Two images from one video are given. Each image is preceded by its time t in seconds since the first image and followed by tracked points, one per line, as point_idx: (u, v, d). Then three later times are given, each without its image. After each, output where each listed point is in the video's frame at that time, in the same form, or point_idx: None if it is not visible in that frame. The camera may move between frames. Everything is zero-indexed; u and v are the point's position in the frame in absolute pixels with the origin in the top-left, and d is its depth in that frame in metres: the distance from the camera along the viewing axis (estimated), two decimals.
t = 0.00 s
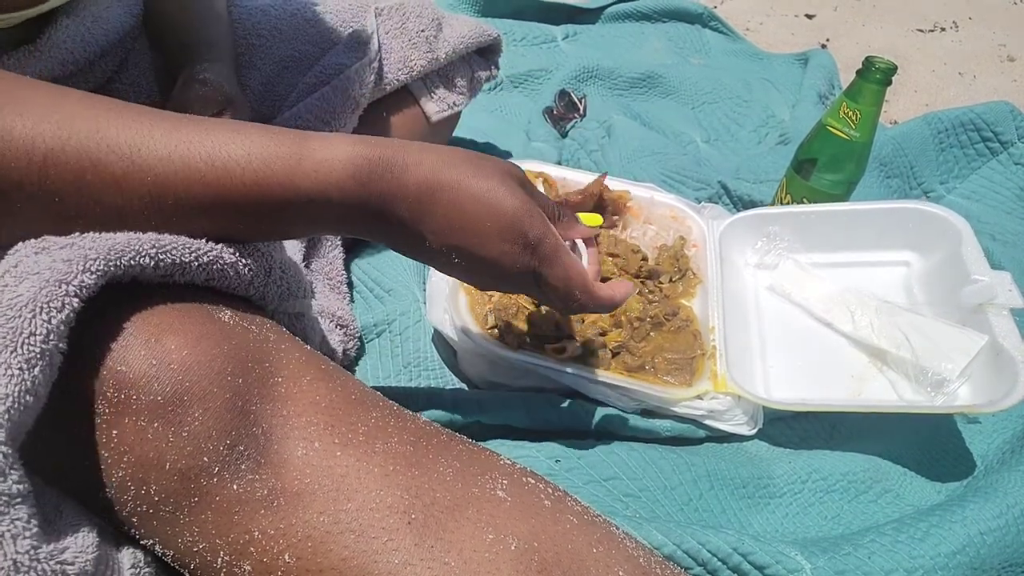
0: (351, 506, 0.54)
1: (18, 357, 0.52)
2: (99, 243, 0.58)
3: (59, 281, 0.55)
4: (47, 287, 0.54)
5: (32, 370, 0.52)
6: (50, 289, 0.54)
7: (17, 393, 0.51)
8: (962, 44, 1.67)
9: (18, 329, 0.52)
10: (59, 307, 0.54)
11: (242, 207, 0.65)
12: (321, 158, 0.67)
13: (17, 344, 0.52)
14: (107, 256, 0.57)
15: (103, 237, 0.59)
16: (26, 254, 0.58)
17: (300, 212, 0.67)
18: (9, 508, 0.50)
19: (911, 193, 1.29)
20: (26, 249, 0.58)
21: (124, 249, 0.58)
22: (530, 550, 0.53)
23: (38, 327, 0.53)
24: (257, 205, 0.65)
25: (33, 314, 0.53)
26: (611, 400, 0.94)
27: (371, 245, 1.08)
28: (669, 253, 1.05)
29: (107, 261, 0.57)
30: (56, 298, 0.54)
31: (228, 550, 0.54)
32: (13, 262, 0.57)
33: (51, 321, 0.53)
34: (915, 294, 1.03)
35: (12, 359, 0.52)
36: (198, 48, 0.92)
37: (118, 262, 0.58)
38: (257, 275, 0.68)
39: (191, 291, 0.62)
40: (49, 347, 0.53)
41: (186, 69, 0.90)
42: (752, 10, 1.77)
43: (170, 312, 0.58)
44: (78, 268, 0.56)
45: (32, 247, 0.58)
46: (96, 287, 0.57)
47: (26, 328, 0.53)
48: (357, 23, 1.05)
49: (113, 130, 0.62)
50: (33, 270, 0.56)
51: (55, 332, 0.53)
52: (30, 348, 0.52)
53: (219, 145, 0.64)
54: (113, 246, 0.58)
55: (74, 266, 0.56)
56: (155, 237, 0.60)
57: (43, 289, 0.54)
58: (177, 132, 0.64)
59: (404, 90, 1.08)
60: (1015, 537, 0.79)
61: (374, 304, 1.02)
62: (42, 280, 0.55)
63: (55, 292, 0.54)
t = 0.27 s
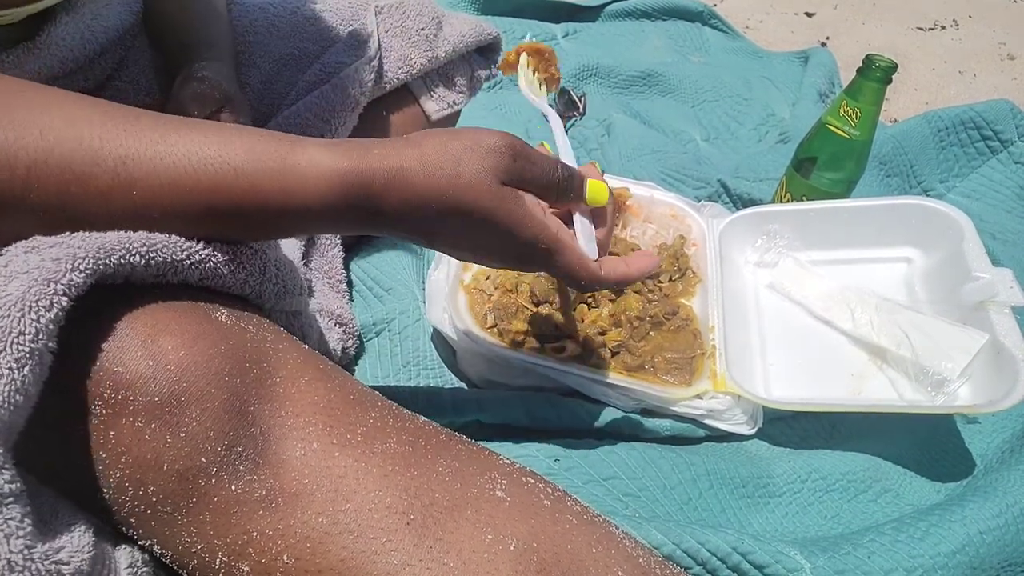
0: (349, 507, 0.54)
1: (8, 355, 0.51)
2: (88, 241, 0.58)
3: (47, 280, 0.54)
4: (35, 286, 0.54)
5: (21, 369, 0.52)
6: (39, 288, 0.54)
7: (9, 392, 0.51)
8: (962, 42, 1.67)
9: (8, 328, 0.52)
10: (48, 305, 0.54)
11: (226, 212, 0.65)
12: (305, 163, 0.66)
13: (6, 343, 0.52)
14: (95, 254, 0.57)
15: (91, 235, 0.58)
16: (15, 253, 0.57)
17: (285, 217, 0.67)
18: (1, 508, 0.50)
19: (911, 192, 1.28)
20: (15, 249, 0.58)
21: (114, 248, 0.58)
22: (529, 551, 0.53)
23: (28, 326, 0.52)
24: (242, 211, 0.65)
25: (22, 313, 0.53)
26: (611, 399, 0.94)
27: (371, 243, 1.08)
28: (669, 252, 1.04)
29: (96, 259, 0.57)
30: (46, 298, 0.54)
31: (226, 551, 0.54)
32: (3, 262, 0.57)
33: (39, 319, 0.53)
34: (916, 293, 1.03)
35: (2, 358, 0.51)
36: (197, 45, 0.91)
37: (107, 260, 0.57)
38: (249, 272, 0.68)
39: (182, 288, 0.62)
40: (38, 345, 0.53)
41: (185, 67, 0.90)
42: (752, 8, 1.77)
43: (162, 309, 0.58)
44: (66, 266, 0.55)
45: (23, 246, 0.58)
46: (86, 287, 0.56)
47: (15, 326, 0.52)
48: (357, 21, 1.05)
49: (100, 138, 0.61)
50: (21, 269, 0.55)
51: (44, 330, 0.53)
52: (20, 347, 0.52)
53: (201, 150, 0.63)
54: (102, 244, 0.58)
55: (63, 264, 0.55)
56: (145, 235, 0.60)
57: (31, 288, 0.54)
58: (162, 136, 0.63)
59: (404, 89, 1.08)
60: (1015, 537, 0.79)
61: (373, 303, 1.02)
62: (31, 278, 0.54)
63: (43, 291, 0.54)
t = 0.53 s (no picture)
0: (350, 505, 0.54)
1: (21, 365, 0.50)
2: (106, 248, 0.57)
3: (66, 291, 0.53)
4: (54, 296, 0.53)
5: (33, 379, 0.51)
6: (57, 298, 0.53)
7: (19, 402, 0.50)
8: (962, 43, 1.67)
9: (23, 337, 0.51)
10: (65, 317, 0.53)
11: (157, 135, 0.62)
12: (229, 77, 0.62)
13: (21, 353, 0.51)
14: (115, 264, 0.56)
15: (108, 240, 0.57)
16: (26, 252, 0.55)
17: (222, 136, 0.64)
18: (7, 515, 0.49)
19: (911, 192, 1.29)
20: (22, 245, 0.55)
21: (134, 258, 0.57)
22: (529, 549, 0.53)
23: (43, 336, 0.52)
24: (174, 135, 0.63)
25: (38, 323, 0.52)
26: (611, 399, 0.94)
27: (372, 244, 1.09)
28: (669, 252, 1.04)
29: (115, 269, 0.56)
30: (64, 309, 0.53)
31: (228, 549, 0.54)
32: (13, 261, 0.54)
33: (56, 331, 0.52)
34: (916, 293, 1.03)
35: (14, 367, 0.50)
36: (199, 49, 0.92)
37: (127, 270, 0.57)
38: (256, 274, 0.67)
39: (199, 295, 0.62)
40: (51, 357, 0.52)
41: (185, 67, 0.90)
42: (752, 10, 1.77)
43: (178, 316, 0.58)
44: (86, 277, 0.55)
45: (30, 245, 0.55)
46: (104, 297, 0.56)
47: (30, 336, 0.51)
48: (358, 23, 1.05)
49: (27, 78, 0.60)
50: (38, 275, 0.54)
51: (58, 342, 0.52)
52: (34, 357, 0.51)
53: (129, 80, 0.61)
54: (122, 253, 0.57)
55: (81, 274, 0.54)
56: (162, 243, 0.59)
57: (50, 297, 0.53)
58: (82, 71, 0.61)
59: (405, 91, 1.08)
60: (1015, 537, 0.79)
61: (374, 303, 1.02)
62: (48, 288, 0.53)
63: (62, 301, 0.53)
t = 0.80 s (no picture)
0: (351, 504, 0.54)
1: (58, 384, 0.50)
2: (143, 265, 0.56)
3: (106, 309, 0.53)
4: (93, 314, 0.52)
5: (69, 398, 0.51)
6: (97, 318, 0.52)
7: (53, 420, 0.50)
8: (962, 42, 1.67)
9: (61, 354, 0.50)
10: (105, 337, 0.52)
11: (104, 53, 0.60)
12: None
13: (58, 370, 0.50)
14: (151, 283, 0.56)
15: (143, 256, 0.57)
16: (60, 264, 0.53)
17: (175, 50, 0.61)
18: (26, 531, 0.49)
19: (911, 191, 1.28)
20: (56, 255, 0.53)
21: (168, 276, 0.57)
22: (530, 548, 0.53)
23: (82, 355, 0.51)
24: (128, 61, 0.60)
25: (78, 341, 0.51)
26: (611, 399, 0.95)
27: (372, 243, 1.08)
28: (669, 251, 1.05)
29: (151, 287, 0.56)
30: (103, 328, 0.52)
31: (230, 548, 0.54)
32: (47, 272, 0.53)
33: (95, 350, 0.52)
34: (916, 292, 1.03)
35: (51, 386, 0.50)
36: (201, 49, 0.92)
37: (162, 288, 0.56)
38: (278, 284, 0.66)
39: (227, 307, 0.62)
40: (87, 376, 0.51)
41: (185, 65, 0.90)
42: (752, 8, 1.77)
43: (209, 330, 0.58)
44: (124, 295, 0.54)
45: (64, 254, 0.54)
46: (140, 314, 0.55)
47: (70, 354, 0.51)
48: (359, 21, 1.06)
49: None
50: (75, 290, 0.53)
51: (96, 361, 0.52)
52: (73, 375, 0.51)
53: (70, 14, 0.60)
54: (157, 271, 0.56)
55: (120, 293, 0.54)
56: (193, 259, 0.59)
57: (88, 315, 0.52)
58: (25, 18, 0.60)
59: (405, 89, 1.08)
60: (1015, 536, 0.79)
61: (374, 302, 1.01)
62: (87, 305, 0.52)
63: (101, 321, 0.52)
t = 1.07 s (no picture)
0: (351, 504, 0.54)
1: (58, 386, 0.50)
2: (142, 266, 0.56)
3: (105, 311, 0.53)
4: (92, 316, 0.52)
5: (68, 400, 0.51)
6: (97, 320, 0.52)
7: (52, 422, 0.50)
8: (962, 43, 1.67)
9: (61, 356, 0.50)
10: (105, 339, 0.52)
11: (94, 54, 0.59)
12: None
13: (58, 372, 0.50)
14: (151, 285, 0.56)
15: (142, 258, 0.57)
16: (60, 265, 0.53)
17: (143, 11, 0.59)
18: (25, 533, 0.48)
19: (911, 192, 1.28)
20: (56, 257, 0.53)
21: (168, 278, 0.57)
22: (530, 548, 0.53)
23: (81, 356, 0.51)
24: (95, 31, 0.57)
25: (78, 343, 0.51)
26: (610, 399, 0.95)
27: (371, 243, 1.08)
28: (669, 252, 1.05)
29: (150, 289, 0.56)
30: (103, 330, 0.52)
31: (229, 548, 0.54)
32: (47, 274, 0.52)
33: (95, 352, 0.52)
34: (916, 292, 1.03)
35: (51, 389, 0.50)
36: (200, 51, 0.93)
37: (162, 290, 0.56)
38: (278, 285, 0.66)
39: (226, 308, 0.62)
40: (86, 378, 0.52)
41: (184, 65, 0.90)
42: (751, 9, 1.77)
43: (208, 331, 0.58)
44: (123, 297, 0.54)
45: (64, 256, 0.54)
46: (139, 315, 0.55)
47: (69, 356, 0.51)
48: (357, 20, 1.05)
49: None
50: (75, 292, 0.53)
51: (95, 362, 0.52)
52: (73, 376, 0.51)
53: None
54: (157, 273, 0.56)
55: (120, 295, 0.54)
56: (193, 261, 0.59)
57: (88, 317, 0.52)
58: None
59: (404, 90, 1.08)
60: (1015, 537, 0.79)
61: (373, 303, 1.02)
62: (86, 307, 0.52)
63: (101, 323, 0.52)
